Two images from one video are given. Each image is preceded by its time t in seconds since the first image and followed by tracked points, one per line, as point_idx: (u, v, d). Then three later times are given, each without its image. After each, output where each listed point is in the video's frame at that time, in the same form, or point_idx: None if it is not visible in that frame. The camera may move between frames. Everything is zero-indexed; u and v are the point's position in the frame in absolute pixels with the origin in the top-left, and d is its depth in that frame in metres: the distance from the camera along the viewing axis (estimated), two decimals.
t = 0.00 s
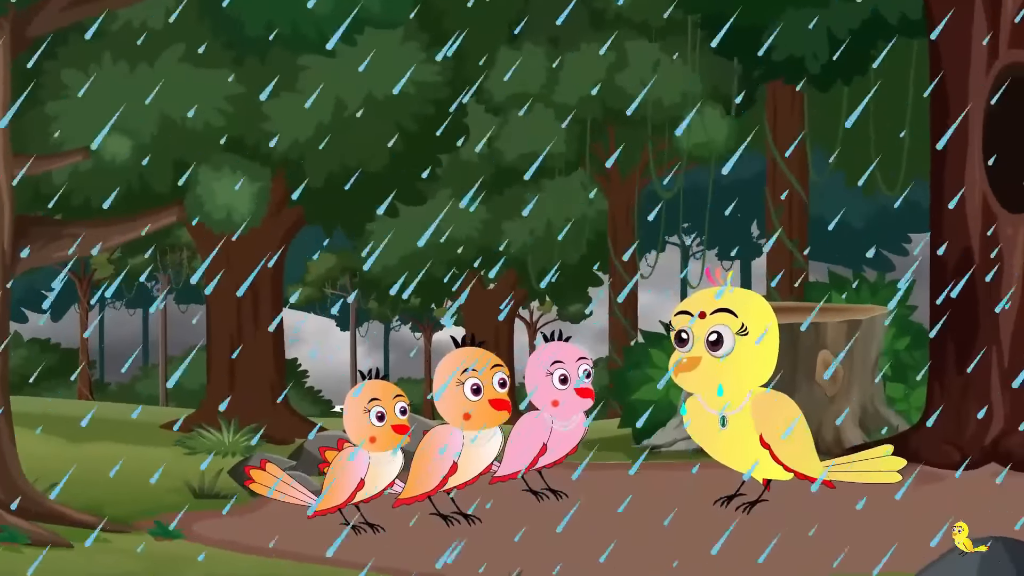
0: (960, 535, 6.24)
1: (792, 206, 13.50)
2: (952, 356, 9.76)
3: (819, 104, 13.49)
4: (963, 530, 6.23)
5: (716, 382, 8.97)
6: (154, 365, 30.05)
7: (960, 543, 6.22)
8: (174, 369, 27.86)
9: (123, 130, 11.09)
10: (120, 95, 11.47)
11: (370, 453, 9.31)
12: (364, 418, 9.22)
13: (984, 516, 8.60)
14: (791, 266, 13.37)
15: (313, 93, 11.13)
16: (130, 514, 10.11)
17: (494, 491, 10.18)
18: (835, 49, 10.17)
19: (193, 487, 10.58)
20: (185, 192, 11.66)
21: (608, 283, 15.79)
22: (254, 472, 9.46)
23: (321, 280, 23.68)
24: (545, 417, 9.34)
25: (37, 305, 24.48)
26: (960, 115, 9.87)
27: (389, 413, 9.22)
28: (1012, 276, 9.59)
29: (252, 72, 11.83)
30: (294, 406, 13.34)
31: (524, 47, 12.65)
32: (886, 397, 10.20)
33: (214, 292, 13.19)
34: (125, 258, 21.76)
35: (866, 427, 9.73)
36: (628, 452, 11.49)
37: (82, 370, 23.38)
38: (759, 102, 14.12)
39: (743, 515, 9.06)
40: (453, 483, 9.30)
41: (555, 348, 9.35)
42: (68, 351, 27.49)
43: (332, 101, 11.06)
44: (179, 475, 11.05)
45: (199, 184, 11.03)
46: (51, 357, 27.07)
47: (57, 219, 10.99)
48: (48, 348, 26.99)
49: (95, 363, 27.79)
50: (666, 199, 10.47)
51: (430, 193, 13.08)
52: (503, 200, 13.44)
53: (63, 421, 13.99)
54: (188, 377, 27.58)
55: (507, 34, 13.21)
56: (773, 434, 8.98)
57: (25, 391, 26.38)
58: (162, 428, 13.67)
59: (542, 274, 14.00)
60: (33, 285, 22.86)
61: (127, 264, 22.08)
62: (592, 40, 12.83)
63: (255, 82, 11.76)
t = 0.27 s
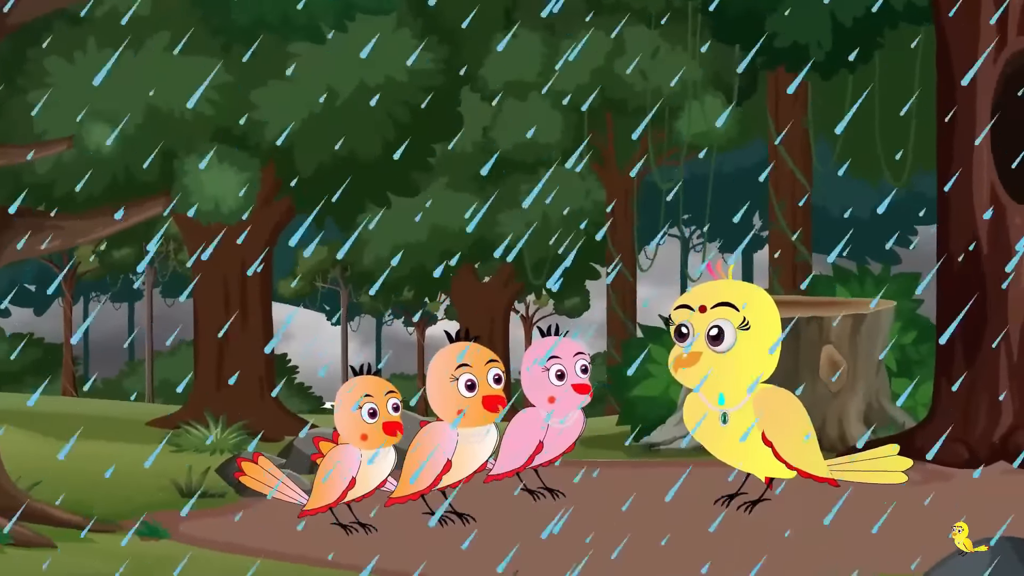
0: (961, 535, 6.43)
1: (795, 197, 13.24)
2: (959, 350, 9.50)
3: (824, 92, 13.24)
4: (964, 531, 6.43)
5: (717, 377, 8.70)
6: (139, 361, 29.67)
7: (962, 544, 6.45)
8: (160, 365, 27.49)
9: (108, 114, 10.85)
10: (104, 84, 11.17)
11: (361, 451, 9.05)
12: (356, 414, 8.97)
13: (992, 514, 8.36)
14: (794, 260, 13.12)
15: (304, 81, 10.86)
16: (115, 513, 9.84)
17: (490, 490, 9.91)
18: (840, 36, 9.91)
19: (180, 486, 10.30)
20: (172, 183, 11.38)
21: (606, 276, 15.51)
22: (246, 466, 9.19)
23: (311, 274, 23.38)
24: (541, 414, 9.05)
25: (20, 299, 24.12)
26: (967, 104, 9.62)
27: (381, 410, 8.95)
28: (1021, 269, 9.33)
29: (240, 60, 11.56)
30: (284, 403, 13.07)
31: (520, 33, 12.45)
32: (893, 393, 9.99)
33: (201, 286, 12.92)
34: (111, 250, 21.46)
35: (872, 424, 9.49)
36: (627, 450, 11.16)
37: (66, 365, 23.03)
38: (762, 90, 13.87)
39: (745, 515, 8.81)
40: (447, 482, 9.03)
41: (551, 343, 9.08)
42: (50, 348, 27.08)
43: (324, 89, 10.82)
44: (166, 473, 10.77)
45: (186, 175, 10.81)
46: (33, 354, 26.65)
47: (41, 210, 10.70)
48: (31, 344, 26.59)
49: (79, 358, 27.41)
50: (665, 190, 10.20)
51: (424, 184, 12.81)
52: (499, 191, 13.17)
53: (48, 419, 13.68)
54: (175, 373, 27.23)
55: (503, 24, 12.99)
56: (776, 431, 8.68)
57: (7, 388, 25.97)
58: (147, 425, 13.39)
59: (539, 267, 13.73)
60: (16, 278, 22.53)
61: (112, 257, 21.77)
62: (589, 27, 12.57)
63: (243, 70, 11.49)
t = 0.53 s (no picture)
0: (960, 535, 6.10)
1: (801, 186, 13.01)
2: (968, 344, 9.27)
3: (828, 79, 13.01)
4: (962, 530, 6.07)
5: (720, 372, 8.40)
6: (125, 355, 29.32)
7: (960, 544, 6.07)
8: (144, 360, 27.19)
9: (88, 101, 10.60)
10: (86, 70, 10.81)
11: (352, 449, 8.76)
12: (347, 411, 8.69)
13: (1001, 513, 8.13)
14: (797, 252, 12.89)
15: (292, 68, 10.56)
16: (99, 512, 9.55)
17: (485, 489, 9.64)
18: (845, 22, 9.67)
19: (166, 485, 10.02)
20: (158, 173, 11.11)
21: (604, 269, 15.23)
22: (234, 463, 8.83)
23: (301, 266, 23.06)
24: (537, 410, 8.78)
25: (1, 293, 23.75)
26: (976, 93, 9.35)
27: (373, 407, 8.68)
28: None
29: (227, 47, 11.27)
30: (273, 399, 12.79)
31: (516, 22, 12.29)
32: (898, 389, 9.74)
33: (188, 278, 12.65)
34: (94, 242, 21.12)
35: (877, 421, 9.24)
36: (625, 448, 10.89)
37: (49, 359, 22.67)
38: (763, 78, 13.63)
39: (747, 514, 8.56)
40: (440, 480, 8.71)
41: (548, 338, 8.83)
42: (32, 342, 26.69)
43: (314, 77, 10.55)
44: (152, 472, 10.50)
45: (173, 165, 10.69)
46: (15, 348, 26.31)
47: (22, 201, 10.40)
48: (12, 338, 26.20)
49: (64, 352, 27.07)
50: (665, 179, 9.93)
51: (417, 173, 12.54)
52: (494, 182, 12.89)
53: (32, 415, 13.39)
54: (162, 368, 26.91)
55: (497, 10, 12.71)
56: (779, 429, 8.40)
57: None
58: (133, 422, 13.11)
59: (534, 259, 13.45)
60: None
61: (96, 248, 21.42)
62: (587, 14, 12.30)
63: (230, 57, 11.19)
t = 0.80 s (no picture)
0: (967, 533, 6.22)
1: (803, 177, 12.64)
2: (977, 339, 9.03)
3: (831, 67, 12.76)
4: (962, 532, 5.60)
5: (719, 370, 8.13)
6: (109, 350, 28.96)
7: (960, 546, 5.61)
8: (129, 356, 26.87)
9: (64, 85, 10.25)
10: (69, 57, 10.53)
11: (343, 446, 8.49)
12: (337, 407, 8.36)
13: (1012, 512, 7.89)
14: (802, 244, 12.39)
15: (281, 54, 10.29)
16: (82, 512, 9.28)
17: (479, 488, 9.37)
18: (849, 8, 9.41)
19: (151, 483, 9.74)
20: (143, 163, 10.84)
21: (600, 260, 14.93)
22: (222, 462, 8.53)
23: (290, 259, 22.74)
24: (533, 407, 8.53)
25: None
26: (985, 80, 9.08)
27: (363, 403, 8.34)
28: None
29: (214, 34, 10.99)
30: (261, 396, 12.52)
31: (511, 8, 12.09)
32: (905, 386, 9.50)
33: (174, 271, 12.35)
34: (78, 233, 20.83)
35: (882, 418, 8.98)
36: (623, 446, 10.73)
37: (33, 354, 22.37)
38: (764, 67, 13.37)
39: (748, 514, 8.30)
40: (433, 479, 8.48)
41: (544, 332, 8.56)
42: (16, 337, 26.32)
43: (303, 63, 10.26)
44: (137, 469, 10.23)
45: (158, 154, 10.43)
46: None
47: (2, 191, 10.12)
48: None
49: (47, 346, 26.75)
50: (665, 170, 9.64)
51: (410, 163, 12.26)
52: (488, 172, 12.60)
53: (17, 412, 13.11)
54: (148, 364, 26.57)
55: None
56: (782, 425, 8.15)
57: None
58: (118, 419, 12.82)
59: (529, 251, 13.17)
60: None
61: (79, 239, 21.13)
62: None
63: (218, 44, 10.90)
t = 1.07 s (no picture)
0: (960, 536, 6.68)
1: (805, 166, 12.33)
2: (985, 334, 8.79)
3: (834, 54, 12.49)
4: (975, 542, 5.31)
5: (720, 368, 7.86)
6: (93, 344, 28.60)
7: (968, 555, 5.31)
8: (114, 350, 26.54)
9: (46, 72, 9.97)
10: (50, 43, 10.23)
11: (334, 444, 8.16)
12: (327, 403, 8.11)
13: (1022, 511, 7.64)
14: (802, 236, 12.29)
15: (269, 40, 10.01)
16: (64, 512, 9.01)
17: (473, 486, 9.11)
18: None
19: (136, 481, 9.48)
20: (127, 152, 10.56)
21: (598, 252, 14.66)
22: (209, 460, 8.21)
23: (279, 250, 22.39)
24: (529, 403, 8.26)
25: None
26: (994, 67, 8.82)
27: (355, 399, 8.11)
28: None
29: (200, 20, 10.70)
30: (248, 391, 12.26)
31: None
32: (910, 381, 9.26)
33: (159, 263, 12.08)
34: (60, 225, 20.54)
35: (887, 414, 8.73)
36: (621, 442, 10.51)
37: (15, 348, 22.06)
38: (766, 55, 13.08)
39: (750, 513, 8.05)
40: (426, 477, 8.18)
41: (540, 326, 8.28)
42: None
43: (291, 49, 9.98)
44: (120, 467, 9.96)
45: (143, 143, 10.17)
46: None
47: None
48: None
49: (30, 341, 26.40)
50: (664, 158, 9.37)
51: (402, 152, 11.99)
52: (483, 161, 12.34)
53: None
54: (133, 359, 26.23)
55: None
56: (784, 421, 7.84)
57: None
58: (102, 415, 12.56)
59: (525, 243, 12.89)
60: None
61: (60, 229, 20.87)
62: None
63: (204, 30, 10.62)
